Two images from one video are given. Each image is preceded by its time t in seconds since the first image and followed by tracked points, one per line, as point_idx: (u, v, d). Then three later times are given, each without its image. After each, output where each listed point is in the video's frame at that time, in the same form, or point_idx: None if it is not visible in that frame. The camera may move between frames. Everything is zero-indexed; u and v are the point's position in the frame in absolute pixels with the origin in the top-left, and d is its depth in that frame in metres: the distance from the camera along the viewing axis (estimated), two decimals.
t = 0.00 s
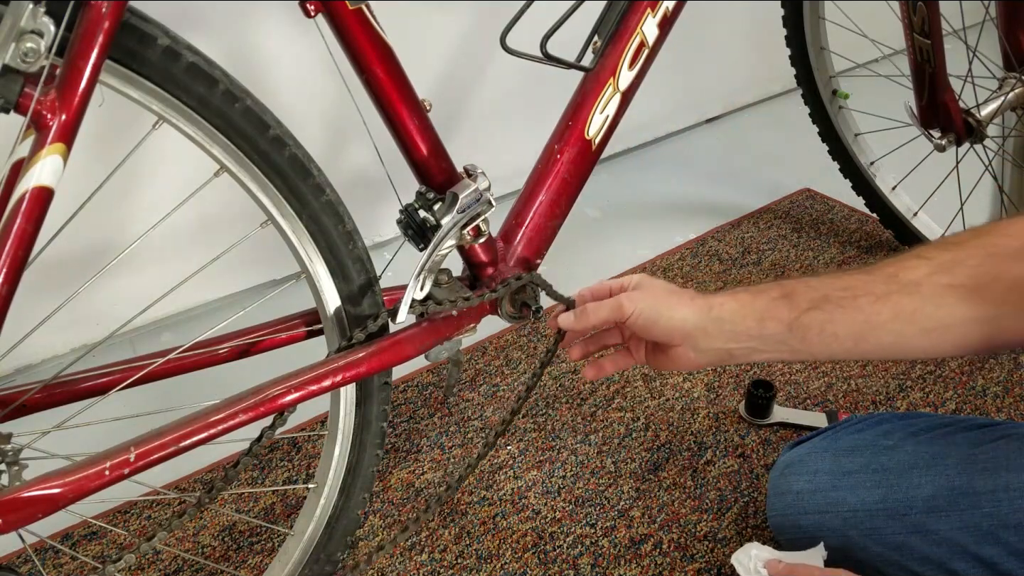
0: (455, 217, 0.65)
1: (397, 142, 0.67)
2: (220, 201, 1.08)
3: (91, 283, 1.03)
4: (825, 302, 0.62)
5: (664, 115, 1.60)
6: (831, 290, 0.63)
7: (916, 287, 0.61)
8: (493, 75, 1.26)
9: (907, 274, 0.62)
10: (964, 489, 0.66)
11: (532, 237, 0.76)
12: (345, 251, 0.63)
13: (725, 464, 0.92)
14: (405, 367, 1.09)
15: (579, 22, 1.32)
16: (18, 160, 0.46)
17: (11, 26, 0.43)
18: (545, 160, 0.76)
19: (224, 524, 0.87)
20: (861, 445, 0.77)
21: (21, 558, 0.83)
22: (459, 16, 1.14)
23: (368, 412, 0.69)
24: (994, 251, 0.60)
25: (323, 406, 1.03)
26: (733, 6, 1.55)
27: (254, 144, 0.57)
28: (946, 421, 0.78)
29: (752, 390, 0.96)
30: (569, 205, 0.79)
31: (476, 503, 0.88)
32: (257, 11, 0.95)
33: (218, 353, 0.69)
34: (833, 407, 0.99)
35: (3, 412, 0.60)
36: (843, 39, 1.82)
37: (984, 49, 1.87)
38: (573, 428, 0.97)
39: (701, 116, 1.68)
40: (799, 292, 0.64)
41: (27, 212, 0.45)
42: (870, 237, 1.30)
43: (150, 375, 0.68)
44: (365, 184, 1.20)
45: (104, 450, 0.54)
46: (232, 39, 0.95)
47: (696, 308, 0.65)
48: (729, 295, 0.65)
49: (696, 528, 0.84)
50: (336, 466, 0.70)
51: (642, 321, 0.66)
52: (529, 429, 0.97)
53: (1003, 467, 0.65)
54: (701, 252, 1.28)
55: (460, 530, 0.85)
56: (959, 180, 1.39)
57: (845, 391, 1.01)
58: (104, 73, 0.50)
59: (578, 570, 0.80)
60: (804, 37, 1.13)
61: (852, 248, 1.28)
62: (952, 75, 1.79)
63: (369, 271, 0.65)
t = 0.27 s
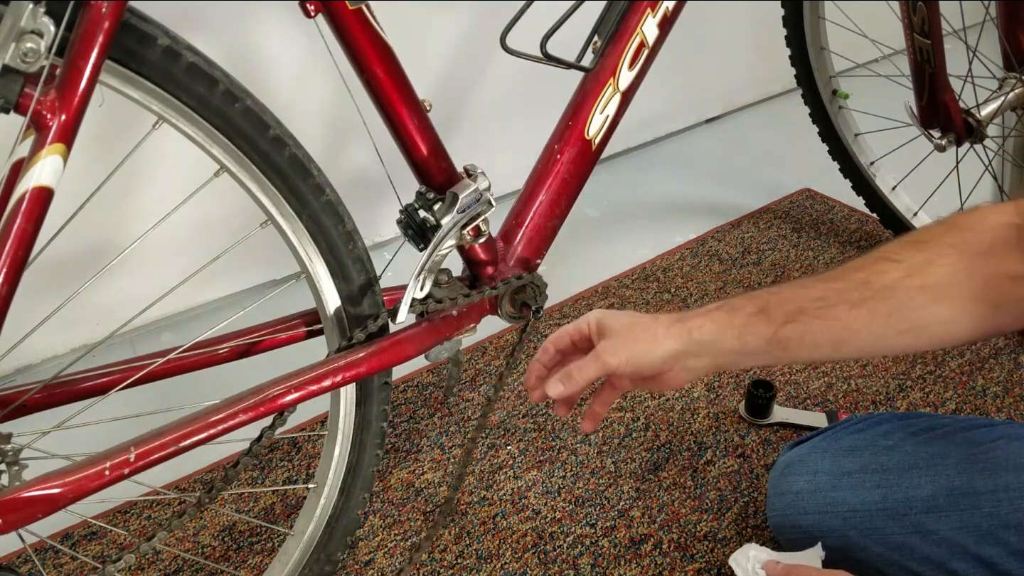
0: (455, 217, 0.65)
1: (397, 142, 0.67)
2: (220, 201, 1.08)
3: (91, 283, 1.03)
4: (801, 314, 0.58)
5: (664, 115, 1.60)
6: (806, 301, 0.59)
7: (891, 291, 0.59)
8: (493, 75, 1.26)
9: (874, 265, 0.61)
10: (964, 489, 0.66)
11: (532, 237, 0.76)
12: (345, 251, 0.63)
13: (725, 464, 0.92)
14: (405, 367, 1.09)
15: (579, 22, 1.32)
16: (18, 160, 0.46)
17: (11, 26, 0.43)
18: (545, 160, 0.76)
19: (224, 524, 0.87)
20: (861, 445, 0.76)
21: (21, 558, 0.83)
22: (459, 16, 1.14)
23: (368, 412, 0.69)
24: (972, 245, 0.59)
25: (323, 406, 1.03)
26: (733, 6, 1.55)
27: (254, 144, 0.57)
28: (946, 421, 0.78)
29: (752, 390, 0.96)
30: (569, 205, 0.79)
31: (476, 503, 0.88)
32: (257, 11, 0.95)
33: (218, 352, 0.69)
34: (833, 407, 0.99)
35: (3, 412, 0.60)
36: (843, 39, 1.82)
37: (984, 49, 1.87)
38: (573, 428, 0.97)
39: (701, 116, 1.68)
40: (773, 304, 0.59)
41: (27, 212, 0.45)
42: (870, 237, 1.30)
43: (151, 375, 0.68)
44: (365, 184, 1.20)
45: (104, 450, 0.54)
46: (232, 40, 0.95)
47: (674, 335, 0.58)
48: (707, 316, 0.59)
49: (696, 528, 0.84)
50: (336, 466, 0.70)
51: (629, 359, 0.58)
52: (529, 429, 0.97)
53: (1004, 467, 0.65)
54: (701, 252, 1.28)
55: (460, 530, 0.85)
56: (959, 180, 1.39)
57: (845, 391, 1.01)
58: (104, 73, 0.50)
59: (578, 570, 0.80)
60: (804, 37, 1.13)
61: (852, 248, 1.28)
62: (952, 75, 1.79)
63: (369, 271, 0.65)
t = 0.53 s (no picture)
0: (455, 218, 0.65)
1: (397, 142, 0.67)
2: (220, 201, 1.08)
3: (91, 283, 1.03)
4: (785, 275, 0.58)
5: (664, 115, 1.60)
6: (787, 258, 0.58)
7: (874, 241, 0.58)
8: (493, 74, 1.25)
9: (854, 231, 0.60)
10: (964, 491, 0.66)
11: (532, 237, 0.76)
12: (345, 251, 0.63)
13: (725, 464, 0.92)
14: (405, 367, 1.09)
15: (579, 22, 1.32)
16: (18, 160, 0.46)
17: (11, 26, 0.43)
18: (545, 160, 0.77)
19: (224, 524, 0.87)
20: (861, 446, 0.76)
21: (21, 558, 0.83)
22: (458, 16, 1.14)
23: (368, 412, 0.69)
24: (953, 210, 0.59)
25: (324, 406, 1.03)
26: (733, 6, 1.54)
27: (254, 144, 0.57)
28: (946, 422, 0.77)
29: (753, 390, 0.96)
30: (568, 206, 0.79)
31: (476, 503, 0.88)
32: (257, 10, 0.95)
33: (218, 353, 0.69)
34: (833, 407, 0.99)
35: (3, 412, 0.60)
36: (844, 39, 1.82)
37: (984, 49, 1.87)
38: (573, 428, 0.97)
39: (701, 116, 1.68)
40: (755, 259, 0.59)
41: (26, 212, 0.45)
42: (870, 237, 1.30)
43: (151, 375, 0.68)
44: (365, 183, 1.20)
45: (104, 450, 0.54)
46: (231, 39, 0.95)
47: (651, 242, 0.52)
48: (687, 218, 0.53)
49: (696, 528, 0.84)
50: (336, 466, 0.70)
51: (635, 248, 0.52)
52: (529, 429, 0.97)
53: (1005, 469, 0.65)
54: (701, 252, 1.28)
55: (460, 530, 0.85)
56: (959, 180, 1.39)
57: (845, 391, 1.01)
58: (104, 73, 0.50)
59: (578, 570, 0.80)
60: (804, 37, 1.13)
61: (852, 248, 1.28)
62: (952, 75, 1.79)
63: (369, 271, 0.65)
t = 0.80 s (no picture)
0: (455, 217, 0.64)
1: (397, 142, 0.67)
2: (220, 201, 1.08)
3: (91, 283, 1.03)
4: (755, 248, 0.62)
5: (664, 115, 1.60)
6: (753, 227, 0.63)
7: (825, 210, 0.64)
8: (494, 74, 1.25)
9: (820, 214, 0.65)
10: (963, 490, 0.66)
11: (532, 237, 0.76)
12: (345, 251, 0.63)
13: (725, 464, 0.92)
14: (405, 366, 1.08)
15: (579, 21, 1.32)
16: (18, 161, 0.46)
17: (11, 26, 0.43)
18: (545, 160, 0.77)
19: (224, 524, 0.87)
20: (860, 446, 0.76)
21: (21, 558, 0.83)
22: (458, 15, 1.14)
23: (368, 412, 0.69)
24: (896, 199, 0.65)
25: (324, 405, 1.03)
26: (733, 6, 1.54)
27: (254, 144, 0.57)
28: (946, 422, 0.77)
29: (753, 390, 0.95)
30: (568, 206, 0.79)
31: (476, 503, 0.88)
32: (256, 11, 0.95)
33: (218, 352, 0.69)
34: (833, 407, 0.99)
35: (3, 412, 0.60)
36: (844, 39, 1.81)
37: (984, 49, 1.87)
38: (573, 428, 0.97)
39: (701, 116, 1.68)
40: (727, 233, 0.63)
41: (27, 212, 0.45)
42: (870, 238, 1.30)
43: (151, 375, 0.68)
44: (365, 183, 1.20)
45: (104, 450, 0.54)
46: (231, 39, 0.95)
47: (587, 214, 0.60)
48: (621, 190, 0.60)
49: (696, 528, 0.84)
50: (336, 466, 0.70)
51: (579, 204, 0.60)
52: (529, 429, 0.97)
53: (1003, 469, 0.65)
54: (701, 251, 1.28)
55: (460, 530, 0.85)
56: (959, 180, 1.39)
57: (845, 391, 1.01)
58: (104, 73, 0.50)
59: (578, 570, 0.80)
60: (804, 37, 1.13)
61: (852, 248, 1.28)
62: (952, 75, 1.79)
63: (369, 271, 0.65)
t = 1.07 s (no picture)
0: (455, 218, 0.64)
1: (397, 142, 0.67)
2: (220, 201, 1.08)
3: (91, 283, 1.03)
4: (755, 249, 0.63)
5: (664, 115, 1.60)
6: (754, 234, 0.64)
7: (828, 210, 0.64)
8: (493, 74, 1.25)
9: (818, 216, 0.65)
10: (964, 491, 0.66)
11: (531, 237, 0.76)
12: (345, 251, 0.63)
13: (725, 464, 0.92)
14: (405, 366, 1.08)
15: (579, 21, 1.32)
16: (18, 160, 0.46)
17: (11, 26, 0.43)
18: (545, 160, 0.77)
19: (224, 524, 0.87)
20: (861, 446, 0.76)
21: (21, 558, 0.83)
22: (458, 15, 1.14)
23: (368, 412, 0.69)
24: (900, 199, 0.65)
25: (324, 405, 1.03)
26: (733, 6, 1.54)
27: (254, 144, 0.57)
28: (946, 422, 0.77)
29: (753, 390, 0.95)
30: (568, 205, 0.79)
31: (476, 503, 0.88)
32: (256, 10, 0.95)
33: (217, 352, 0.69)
34: (834, 407, 0.99)
35: (3, 412, 0.60)
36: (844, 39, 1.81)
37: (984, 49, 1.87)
38: (573, 428, 0.97)
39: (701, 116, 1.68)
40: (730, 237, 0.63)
41: (26, 212, 0.45)
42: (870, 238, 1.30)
43: (150, 375, 0.68)
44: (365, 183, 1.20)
45: (104, 450, 0.54)
46: (231, 39, 0.95)
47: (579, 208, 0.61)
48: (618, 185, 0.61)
49: (696, 528, 0.84)
50: (336, 466, 0.70)
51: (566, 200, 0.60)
52: (529, 429, 0.97)
53: (1003, 470, 0.65)
54: (701, 251, 1.28)
55: (460, 530, 0.85)
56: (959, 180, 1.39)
57: (845, 391, 1.01)
58: (104, 73, 0.50)
59: (578, 570, 0.80)
60: (804, 37, 1.13)
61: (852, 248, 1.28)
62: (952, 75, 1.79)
63: (369, 271, 0.65)
